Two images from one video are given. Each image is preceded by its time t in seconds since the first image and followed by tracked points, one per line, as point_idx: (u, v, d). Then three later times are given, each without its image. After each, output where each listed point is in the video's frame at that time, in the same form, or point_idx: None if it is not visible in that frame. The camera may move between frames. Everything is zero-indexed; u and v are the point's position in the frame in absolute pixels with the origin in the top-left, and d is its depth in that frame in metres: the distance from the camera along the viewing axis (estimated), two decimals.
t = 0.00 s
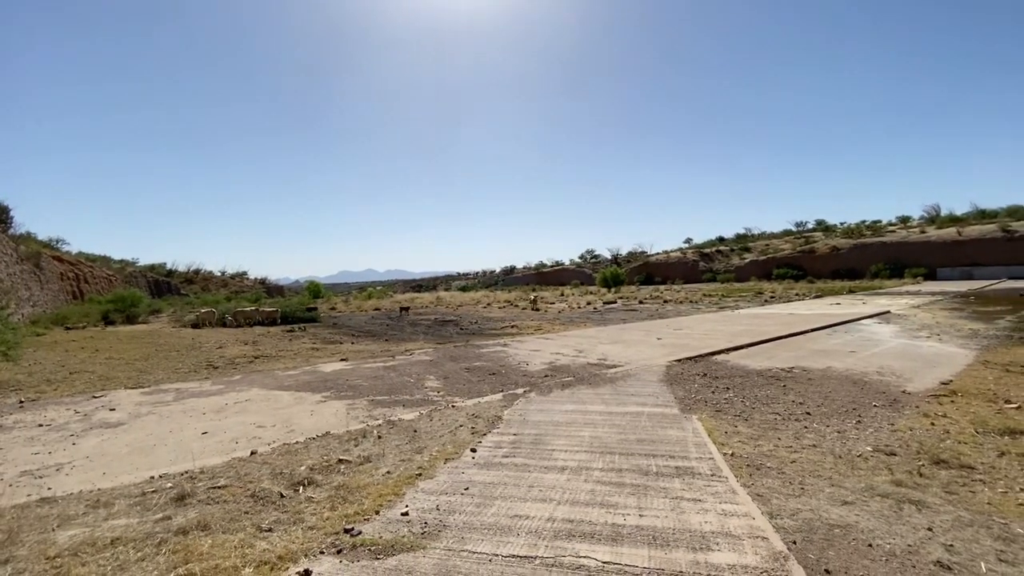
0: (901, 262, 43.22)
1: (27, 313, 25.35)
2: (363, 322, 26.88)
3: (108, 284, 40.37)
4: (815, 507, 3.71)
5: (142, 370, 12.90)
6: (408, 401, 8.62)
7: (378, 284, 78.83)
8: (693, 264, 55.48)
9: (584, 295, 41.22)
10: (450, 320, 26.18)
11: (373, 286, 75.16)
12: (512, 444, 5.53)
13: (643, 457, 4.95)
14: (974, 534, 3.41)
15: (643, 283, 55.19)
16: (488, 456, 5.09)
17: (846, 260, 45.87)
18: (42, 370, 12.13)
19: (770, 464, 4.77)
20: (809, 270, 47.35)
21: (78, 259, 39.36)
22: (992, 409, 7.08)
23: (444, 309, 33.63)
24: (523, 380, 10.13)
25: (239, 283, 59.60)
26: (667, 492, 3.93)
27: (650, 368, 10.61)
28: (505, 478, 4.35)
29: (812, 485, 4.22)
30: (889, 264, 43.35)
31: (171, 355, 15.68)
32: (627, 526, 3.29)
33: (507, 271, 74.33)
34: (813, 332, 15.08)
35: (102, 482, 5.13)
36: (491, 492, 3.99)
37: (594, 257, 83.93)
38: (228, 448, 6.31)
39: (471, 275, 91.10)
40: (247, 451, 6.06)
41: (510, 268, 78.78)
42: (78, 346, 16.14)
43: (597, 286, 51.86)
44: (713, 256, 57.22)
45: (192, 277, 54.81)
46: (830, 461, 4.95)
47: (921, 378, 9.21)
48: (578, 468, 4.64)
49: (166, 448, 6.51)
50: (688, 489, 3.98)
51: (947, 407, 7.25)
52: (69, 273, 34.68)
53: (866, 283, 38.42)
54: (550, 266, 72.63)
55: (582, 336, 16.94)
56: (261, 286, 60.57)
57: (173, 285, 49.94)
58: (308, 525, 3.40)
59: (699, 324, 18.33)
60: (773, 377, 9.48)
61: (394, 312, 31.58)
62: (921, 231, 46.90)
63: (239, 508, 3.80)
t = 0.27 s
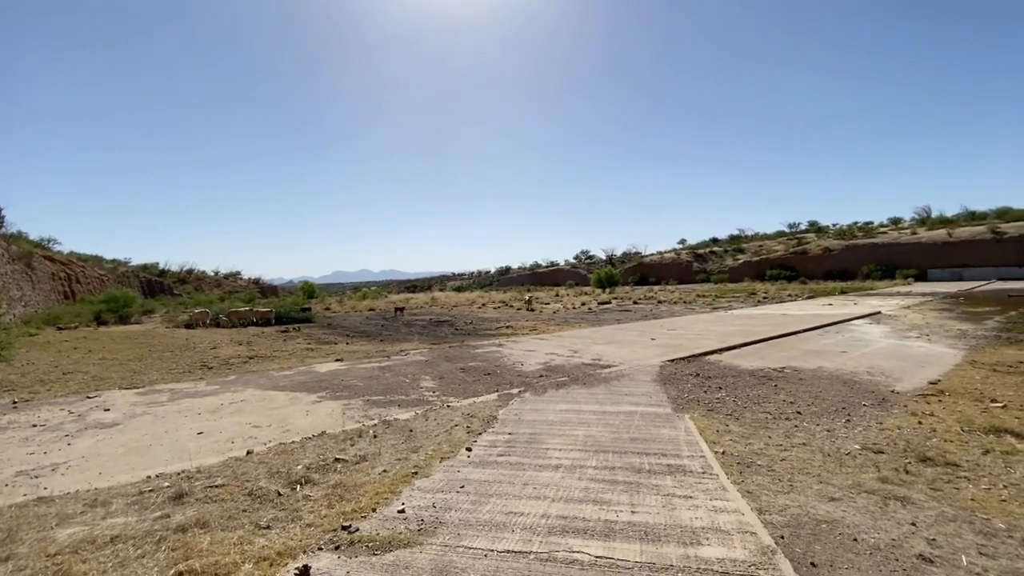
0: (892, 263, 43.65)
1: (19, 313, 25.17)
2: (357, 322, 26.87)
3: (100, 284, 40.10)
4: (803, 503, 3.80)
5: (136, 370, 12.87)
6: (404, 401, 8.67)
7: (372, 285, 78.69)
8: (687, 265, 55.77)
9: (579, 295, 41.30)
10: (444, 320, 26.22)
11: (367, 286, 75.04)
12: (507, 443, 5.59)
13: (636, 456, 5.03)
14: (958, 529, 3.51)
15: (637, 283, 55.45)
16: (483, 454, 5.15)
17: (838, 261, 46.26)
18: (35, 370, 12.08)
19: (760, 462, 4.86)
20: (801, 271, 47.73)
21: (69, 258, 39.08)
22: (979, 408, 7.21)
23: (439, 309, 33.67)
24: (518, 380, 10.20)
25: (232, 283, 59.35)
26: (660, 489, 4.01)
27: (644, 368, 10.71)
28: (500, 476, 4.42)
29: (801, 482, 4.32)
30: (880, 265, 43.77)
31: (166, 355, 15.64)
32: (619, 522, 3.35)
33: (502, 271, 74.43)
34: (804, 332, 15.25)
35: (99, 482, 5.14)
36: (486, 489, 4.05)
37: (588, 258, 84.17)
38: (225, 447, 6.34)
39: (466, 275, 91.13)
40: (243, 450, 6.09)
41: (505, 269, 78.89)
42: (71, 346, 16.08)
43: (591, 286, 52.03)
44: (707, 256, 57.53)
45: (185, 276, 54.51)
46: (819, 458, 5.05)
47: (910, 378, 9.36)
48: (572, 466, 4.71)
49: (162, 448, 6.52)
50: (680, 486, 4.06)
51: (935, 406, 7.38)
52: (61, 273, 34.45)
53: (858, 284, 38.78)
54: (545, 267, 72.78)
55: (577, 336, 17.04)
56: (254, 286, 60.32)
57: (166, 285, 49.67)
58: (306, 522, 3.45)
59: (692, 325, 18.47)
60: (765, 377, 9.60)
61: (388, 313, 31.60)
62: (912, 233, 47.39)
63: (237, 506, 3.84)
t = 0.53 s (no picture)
0: (884, 264, 44.01)
1: (10, 313, 24.99)
2: (353, 322, 26.86)
3: (93, 283, 39.82)
4: (793, 501, 3.87)
5: (130, 370, 12.84)
6: (400, 401, 8.71)
7: (367, 284, 78.51)
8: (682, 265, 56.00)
9: (574, 295, 41.38)
10: (440, 320, 26.25)
11: (362, 286, 74.85)
12: (502, 442, 5.64)
13: (629, 455, 5.09)
14: (943, 526, 3.59)
15: (632, 283, 55.64)
16: (478, 453, 5.20)
17: (831, 262, 46.59)
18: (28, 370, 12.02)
19: (751, 461, 4.93)
20: (795, 271, 48.05)
21: (62, 258, 38.80)
22: (967, 408, 7.33)
23: (434, 309, 33.68)
24: (514, 380, 10.25)
25: (226, 283, 59.07)
26: (653, 487, 4.07)
27: (638, 368, 10.79)
28: (496, 475, 4.47)
29: (791, 480, 4.40)
30: (873, 266, 44.12)
31: (160, 355, 15.60)
32: (613, 519, 3.41)
33: (497, 271, 74.45)
34: (797, 332, 15.39)
35: (95, 482, 5.16)
36: (482, 488, 4.10)
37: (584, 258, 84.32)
38: (221, 448, 6.36)
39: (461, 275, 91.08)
40: (239, 450, 6.11)
41: (501, 269, 78.96)
42: (65, 346, 16.00)
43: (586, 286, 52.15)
44: (702, 257, 57.80)
45: (179, 276, 54.20)
46: (809, 457, 5.13)
47: (900, 378, 9.48)
48: (567, 464, 4.77)
49: (157, 448, 6.53)
50: (673, 485, 4.13)
51: (924, 405, 7.49)
52: (53, 272, 34.20)
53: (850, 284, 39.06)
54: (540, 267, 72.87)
55: (572, 336, 17.13)
56: (249, 285, 60.06)
57: (159, 284, 49.38)
58: (303, 520, 3.48)
59: (687, 325, 18.58)
60: (758, 377, 9.70)
61: (384, 313, 31.58)
62: (904, 233, 47.78)
63: (234, 505, 3.87)
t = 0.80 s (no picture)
0: (879, 264, 44.27)
1: (5, 312, 24.86)
2: (350, 322, 26.84)
3: (87, 282, 39.61)
4: (790, 499, 3.94)
5: (128, 369, 12.83)
6: (399, 400, 8.75)
7: (363, 284, 78.38)
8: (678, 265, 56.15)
9: (571, 295, 41.44)
10: (438, 320, 26.26)
11: (358, 285, 74.71)
12: (503, 441, 5.69)
13: (629, 454, 5.14)
14: (937, 522, 3.66)
15: (629, 283, 55.75)
16: (479, 452, 5.25)
17: (826, 262, 46.82)
18: (26, 370, 11.99)
19: (749, 459, 5.00)
20: (791, 271, 48.27)
21: (57, 257, 38.59)
22: (961, 407, 7.42)
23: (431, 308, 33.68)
24: (512, 380, 10.30)
25: (222, 282, 58.85)
26: (652, 486, 4.13)
27: (636, 367, 10.86)
28: (497, 474, 4.52)
29: (788, 478, 4.46)
30: (868, 266, 44.37)
31: (158, 354, 15.57)
32: (614, 517, 3.47)
33: (494, 271, 74.44)
34: (794, 332, 15.49)
35: (97, 481, 5.18)
36: (484, 487, 4.15)
37: (581, 258, 84.43)
38: (222, 447, 6.38)
39: (458, 275, 91.03)
40: (240, 449, 6.14)
41: (498, 269, 78.97)
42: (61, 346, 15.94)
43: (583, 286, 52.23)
44: (698, 257, 57.97)
45: (174, 275, 53.97)
46: (806, 456, 5.20)
47: (895, 378, 9.58)
48: (567, 463, 4.82)
49: (158, 447, 6.55)
50: (672, 483, 4.19)
51: (919, 405, 7.58)
52: (48, 271, 34.02)
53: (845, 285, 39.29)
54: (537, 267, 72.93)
55: (570, 336, 17.19)
56: (245, 285, 59.88)
57: (154, 284, 49.16)
58: (308, 518, 3.52)
59: (684, 325, 18.67)
60: (755, 376, 9.78)
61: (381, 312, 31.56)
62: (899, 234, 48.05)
63: (239, 503, 3.90)
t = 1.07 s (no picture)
0: (879, 264, 44.37)
1: (6, 309, 24.86)
2: (351, 320, 26.87)
3: (87, 280, 39.57)
4: (793, 496, 3.99)
5: (130, 367, 12.85)
6: (402, 399, 8.78)
7: (363, 283, 78.36)
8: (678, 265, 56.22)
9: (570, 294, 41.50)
10: (438, 319, 26.30)
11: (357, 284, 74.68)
12: (507, 440, 5.73)
13: (633, 452, 5.19)
14: (939, 520, 3.71)
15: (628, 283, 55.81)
16: (484, 450, 5.29)
17: (826, 262, 46.92)
18: (28, 367, 12.02)
19: (752, 458, 5.05)
20: (790, 271, 48.36)
21: (56, 254, 38.57)
22: (961, 407, 7.48)
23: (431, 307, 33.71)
24: (514, 379, 10.35)
25: (222, 281, 58.83)
26: (657, 483, 4.18)
27: (637, 367, 10.91)
28: (502, 471, 4.56)
29: (791, 476, 4.51)
30: (867, 266, 44.47)
31: (159, 352, 15.59)
32: (620, 514, 3.52)
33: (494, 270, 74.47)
34: (793, 332, 15.56)
35: (105, 478, 5.21)
36: (490, 484, 4.19)
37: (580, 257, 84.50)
38: (227, 444, 6.42)
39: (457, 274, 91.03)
40: (246, 447, 6.17)
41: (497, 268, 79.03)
42: (63, 343, 15.96)
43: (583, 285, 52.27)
44: (698, 257, 58.05)
45: (174, 273, 53.96)
46: (808, 454, 5.25)
47: (895, 377, 9.63)
48: (572, 461, 4.87)
49: (164, 444, 6.59)
50: (676, 481, 4.23)
51: (919, 404, 7.64)
52: (47, 269, 34.00)
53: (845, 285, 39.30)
54: (537, 266, 72.96)
55: (570, 335, 17.23)
56: (245, 283, 59.83)
57: (154, 281, 49.15)
58: (318, 514, 3.57)
59: (684, 324, 18.73)
60: (756, 376, 9.84)
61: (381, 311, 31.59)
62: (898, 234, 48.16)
63: (248, 500, 3.94)
